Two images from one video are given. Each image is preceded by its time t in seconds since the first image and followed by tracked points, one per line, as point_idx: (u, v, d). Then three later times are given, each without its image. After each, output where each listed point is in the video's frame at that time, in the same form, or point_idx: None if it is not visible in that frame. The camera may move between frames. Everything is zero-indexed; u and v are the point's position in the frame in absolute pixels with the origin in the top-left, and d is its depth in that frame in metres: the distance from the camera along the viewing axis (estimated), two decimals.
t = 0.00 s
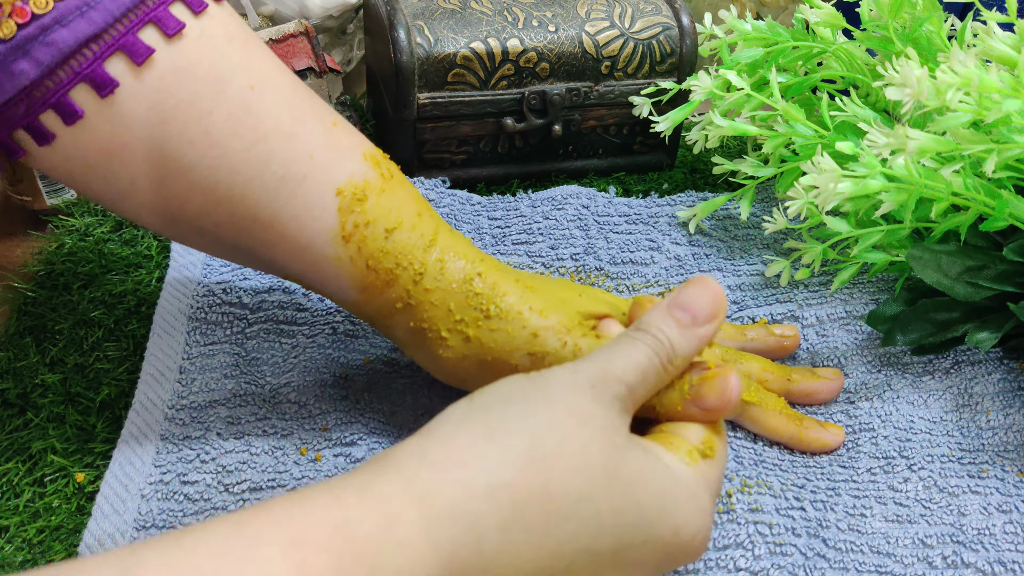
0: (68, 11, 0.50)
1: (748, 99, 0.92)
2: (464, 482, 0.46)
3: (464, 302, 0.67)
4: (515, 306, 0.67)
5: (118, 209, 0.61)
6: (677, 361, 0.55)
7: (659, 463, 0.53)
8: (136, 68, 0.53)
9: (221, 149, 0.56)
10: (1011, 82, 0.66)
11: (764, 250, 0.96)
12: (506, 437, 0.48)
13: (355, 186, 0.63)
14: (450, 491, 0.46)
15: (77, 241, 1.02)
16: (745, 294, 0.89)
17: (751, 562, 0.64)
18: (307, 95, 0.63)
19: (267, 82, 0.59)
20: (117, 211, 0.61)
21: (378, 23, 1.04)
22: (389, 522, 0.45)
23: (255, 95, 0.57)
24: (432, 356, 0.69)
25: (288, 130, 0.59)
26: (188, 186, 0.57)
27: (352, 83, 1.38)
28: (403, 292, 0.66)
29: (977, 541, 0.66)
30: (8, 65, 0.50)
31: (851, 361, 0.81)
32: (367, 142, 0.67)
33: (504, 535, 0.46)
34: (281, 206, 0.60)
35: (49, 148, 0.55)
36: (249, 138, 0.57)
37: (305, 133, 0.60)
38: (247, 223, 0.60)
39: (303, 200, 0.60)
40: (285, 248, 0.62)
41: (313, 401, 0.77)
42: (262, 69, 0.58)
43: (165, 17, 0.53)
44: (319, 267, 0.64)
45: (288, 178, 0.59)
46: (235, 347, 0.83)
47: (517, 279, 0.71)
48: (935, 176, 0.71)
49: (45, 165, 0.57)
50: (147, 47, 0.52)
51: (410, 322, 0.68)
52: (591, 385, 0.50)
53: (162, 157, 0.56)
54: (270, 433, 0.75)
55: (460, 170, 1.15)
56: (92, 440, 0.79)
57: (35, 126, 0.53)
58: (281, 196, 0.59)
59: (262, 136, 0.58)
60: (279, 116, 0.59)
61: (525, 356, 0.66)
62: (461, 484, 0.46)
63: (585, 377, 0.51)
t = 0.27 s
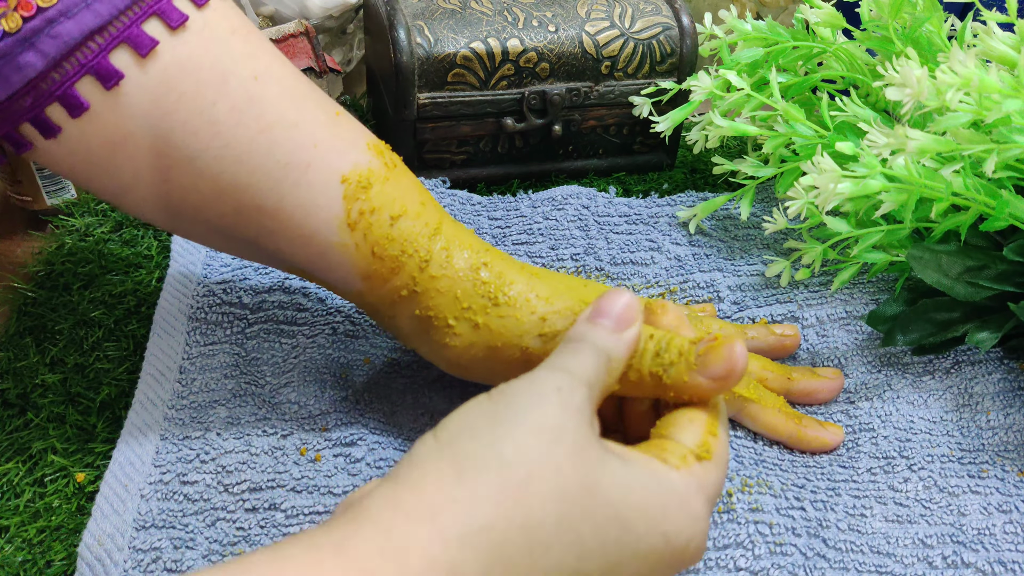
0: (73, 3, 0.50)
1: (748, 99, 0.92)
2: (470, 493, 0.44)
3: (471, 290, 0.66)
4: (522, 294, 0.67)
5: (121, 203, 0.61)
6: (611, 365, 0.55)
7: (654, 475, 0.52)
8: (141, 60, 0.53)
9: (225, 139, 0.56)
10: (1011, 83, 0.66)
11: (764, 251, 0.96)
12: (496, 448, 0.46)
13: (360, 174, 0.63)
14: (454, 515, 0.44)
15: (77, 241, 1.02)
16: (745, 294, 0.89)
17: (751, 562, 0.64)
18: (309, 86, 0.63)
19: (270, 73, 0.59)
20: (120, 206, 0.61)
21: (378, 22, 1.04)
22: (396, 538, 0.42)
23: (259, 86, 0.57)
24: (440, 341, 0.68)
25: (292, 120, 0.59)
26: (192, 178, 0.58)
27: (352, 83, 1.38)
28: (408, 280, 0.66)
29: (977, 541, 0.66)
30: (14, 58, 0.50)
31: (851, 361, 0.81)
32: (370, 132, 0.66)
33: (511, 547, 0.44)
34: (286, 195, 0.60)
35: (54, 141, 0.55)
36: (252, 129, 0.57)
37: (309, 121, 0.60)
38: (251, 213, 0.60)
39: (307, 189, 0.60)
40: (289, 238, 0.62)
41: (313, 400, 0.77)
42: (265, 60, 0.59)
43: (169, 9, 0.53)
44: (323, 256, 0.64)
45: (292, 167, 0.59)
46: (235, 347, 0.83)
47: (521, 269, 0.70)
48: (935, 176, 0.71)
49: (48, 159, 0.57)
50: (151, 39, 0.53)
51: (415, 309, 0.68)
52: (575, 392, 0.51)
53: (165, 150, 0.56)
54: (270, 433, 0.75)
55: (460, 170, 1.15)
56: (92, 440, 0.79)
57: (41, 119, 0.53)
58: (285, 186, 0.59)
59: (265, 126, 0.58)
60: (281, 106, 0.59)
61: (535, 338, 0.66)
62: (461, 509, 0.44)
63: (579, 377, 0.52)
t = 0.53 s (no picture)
0: None
1: (748, 99, 0.92)
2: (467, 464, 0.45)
3: (466, 290, 0.66)
4: (517, 294, 0.67)
5: (120, 197, 0.61)
6: (641, 409, 0.56)
7: (639, 472, 0.51)
8: (141, 56, 0.53)
9: (225, 136, 0.56)
10: (1011, 83, 0.66)
11: (764, 251, 0.96)
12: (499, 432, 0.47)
13: (357, 175, 0.62)
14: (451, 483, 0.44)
15: (77, 241, 1.02)
16: (745, 294, 0.89)
17: (751, 562, 0.64)
18: (310, 84, 0.62)
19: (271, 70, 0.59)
20: (121, 202, 0.62)
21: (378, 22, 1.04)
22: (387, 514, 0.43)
23: (259, 84, 0.57)
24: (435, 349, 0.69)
25: (291, 118, 0.59)
26: (191, 174, 0.57)
27: (353, 83, 1.38)
28: (405, 280, 0.66)
29: (977, 541, 0.66)
30: (15, 53, 0.50)
31: (850, 361, 0.81)
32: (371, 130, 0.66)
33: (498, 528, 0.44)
34: (285, 193, 0.60)
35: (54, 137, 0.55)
36: (252, 126, 0.57)
37: (309, 119, 0.60)
38: (249, 210, 0.60)
39: (306, 187, 0.60)
40: (287, 237, 0.62)
41: (313, 400, 0.77)
42: (265, 57, 0.58)
43: (169, 6, 0.53)
44: (320, 256, 0.64)
45: (292, 165, 0.59)
46: (236, 346, 0.83)
47: (520, 269, 0.70)
48: (935, 176, 0.71)
49: (49, 153, 0.57)
50: (151, 35, 0.53)
51: (411, 309, 0.68)
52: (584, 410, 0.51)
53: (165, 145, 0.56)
54: (270, 433, 0.75)
55: (460, 170, 1.15)
56: (92, 441, 0.79)
57: (41, 115, 0.53)
58: (284, 185, 0.59)
59: (265, 124, 0.58)
60: (282, 103, 0.58)
61: (528, 343, 0.66)
62: (456, 489, 0.44)
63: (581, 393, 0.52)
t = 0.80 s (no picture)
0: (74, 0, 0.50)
1: (748, 99, 0.92)
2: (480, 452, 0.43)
3: (465, 301, 0.67)
4: (516, 307, 0.67)
5: (119, 199, 0.61)
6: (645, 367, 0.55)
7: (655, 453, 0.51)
8: (142, 58, 0.52)
9: (225, 138, 0.56)
10: (1011, 83, 0.66)
11: (764, 251, 0.96)
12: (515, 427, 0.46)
13: (357, 180, 0.62)
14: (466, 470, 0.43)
15: (77, 241, 1.02)
16: (745, 294, 0.89)
17: (751, 562, 0.64)
18: (310, 87, 0.63)
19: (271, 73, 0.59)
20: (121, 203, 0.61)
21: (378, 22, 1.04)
22: (382, 515, 0.41)
23: (259, 88, 0.57)
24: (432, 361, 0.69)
25: (292, 122, 0.59)
26: (191, 176, 0.57)
27: (352, 83, 1.38)
28: (403, 288, 0.66)
29: (977, 541, 0.66)
30: (15, 55, 0.50)
31: (850, 361, 0.81)
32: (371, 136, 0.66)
33: (506, 519, 0.43)
34: (284, 199, 0.60)
35: (54, 139, 0.55)
36: (252, 130, 0.57)
37: (309, 123, 0.60)
38: (244, 212, 0.60)
39: (305, 192, 0.60)
40: (284, 238, 0.62)
41: (312, 400, 0.77)
42: (265, 60, 0.58)
43: (170, 7, 0.53)
44: (319, 261, 0.64)
45: (292, 170, 0.59)
46: (235, 347, 0.83)
47: (519, 275, 0.71)
48: (935, 176, 0.71)
49: (49, 155, 0.57)
50: (152, 37, 0.52)
51: (410, 316, 0.68)
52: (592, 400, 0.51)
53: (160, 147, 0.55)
54: (270, 433, 0.74)
55: (460, 170, 1.15)
56: (92, 441, 0.79)
57: (41, 117, 0.53)
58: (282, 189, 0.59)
59: (265, 128, 0.58)
60: (283, 107, 0.59)
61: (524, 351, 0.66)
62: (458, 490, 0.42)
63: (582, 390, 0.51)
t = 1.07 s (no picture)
0: (72, 14, 0.50)
1: (748, 99, 0.92)
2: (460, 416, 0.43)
3: (466, 312, 0.67)
4: (520, 321, 0.67)
5: (117, 209, 0.60)
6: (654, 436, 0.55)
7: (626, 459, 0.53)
8: (139, 70, 0.52)
9: (220, 150, 0.56)
10: (1011, 83, 0.66)
11: (764, 251, 0.96)
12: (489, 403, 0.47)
13: (353, 190, 0.63)
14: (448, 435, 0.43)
15: (77, 241, 1.02)
16: (745, 294, 0.89)
17: (751, 562, 0.64)
18: (306, 98, 0.62)
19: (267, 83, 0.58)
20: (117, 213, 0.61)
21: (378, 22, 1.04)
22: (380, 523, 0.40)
23: (256, 98, 0.57)
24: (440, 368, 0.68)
25: (289, 134, 0.59)
26: (188, 188, 0.57)
27: (352, 84, 1.38)
28: (402, 298, 0.66)
29: (978, 541, 0.66)
30: (12, 69, 0.50)
31: (850, 361, 0.81)
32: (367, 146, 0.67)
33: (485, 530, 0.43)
34: (282, 210, 0.59)
35: (51, 150, 0.55)
36: (249, 141, 0.57)
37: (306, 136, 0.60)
38: (242, 224, 0.60)
39: (302, 204, 0.60)
40: (282, 250, 0.62)
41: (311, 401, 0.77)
42: (262, 70, 0.58)
43: (167, 19, 0.53)
44: (316, 272, 0.64)
45: (289, 181, 0.59)
46: (235, 347, 0.83)
47: (518, 285, 0.71)
48: (935, 176, 0.71)
49: (46, 164, 0.56)
50: (150, 50, 0.52)
51: (409, 328, 0.68)
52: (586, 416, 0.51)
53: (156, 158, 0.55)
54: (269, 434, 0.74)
55: (460, 170, 1.15)
56: (92, 441, 0.79)
57: (38, 129, 0.53)
58: (281, 202, 0.59)
59: (263, 138, 0.57)
60: (280, 118, 0.58)
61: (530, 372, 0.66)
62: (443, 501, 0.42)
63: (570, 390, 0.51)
